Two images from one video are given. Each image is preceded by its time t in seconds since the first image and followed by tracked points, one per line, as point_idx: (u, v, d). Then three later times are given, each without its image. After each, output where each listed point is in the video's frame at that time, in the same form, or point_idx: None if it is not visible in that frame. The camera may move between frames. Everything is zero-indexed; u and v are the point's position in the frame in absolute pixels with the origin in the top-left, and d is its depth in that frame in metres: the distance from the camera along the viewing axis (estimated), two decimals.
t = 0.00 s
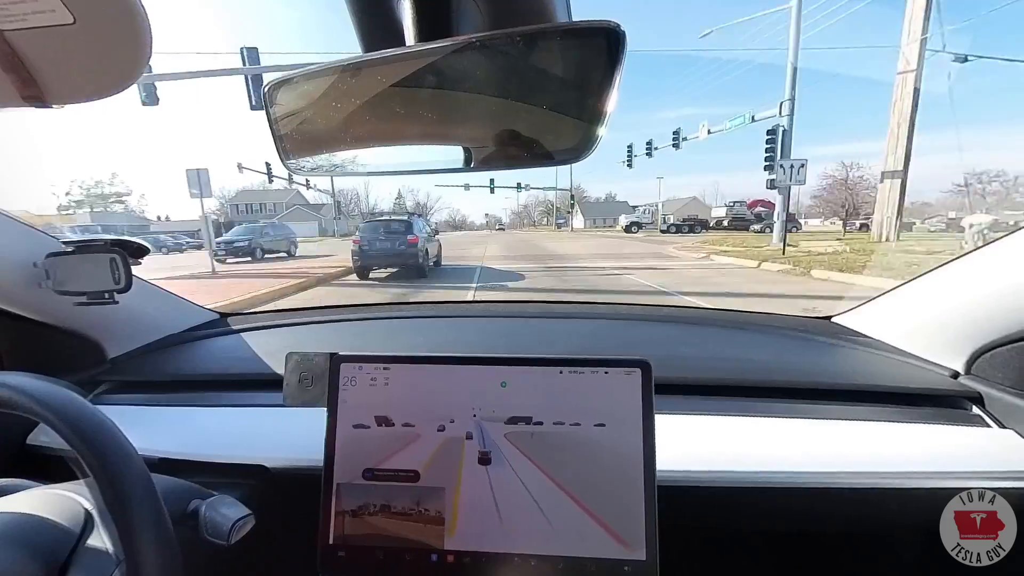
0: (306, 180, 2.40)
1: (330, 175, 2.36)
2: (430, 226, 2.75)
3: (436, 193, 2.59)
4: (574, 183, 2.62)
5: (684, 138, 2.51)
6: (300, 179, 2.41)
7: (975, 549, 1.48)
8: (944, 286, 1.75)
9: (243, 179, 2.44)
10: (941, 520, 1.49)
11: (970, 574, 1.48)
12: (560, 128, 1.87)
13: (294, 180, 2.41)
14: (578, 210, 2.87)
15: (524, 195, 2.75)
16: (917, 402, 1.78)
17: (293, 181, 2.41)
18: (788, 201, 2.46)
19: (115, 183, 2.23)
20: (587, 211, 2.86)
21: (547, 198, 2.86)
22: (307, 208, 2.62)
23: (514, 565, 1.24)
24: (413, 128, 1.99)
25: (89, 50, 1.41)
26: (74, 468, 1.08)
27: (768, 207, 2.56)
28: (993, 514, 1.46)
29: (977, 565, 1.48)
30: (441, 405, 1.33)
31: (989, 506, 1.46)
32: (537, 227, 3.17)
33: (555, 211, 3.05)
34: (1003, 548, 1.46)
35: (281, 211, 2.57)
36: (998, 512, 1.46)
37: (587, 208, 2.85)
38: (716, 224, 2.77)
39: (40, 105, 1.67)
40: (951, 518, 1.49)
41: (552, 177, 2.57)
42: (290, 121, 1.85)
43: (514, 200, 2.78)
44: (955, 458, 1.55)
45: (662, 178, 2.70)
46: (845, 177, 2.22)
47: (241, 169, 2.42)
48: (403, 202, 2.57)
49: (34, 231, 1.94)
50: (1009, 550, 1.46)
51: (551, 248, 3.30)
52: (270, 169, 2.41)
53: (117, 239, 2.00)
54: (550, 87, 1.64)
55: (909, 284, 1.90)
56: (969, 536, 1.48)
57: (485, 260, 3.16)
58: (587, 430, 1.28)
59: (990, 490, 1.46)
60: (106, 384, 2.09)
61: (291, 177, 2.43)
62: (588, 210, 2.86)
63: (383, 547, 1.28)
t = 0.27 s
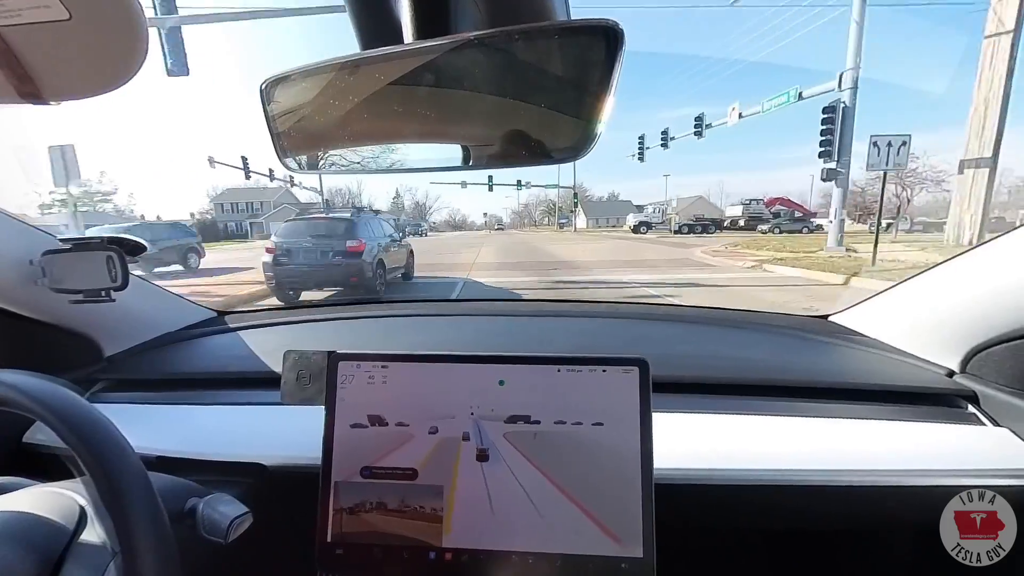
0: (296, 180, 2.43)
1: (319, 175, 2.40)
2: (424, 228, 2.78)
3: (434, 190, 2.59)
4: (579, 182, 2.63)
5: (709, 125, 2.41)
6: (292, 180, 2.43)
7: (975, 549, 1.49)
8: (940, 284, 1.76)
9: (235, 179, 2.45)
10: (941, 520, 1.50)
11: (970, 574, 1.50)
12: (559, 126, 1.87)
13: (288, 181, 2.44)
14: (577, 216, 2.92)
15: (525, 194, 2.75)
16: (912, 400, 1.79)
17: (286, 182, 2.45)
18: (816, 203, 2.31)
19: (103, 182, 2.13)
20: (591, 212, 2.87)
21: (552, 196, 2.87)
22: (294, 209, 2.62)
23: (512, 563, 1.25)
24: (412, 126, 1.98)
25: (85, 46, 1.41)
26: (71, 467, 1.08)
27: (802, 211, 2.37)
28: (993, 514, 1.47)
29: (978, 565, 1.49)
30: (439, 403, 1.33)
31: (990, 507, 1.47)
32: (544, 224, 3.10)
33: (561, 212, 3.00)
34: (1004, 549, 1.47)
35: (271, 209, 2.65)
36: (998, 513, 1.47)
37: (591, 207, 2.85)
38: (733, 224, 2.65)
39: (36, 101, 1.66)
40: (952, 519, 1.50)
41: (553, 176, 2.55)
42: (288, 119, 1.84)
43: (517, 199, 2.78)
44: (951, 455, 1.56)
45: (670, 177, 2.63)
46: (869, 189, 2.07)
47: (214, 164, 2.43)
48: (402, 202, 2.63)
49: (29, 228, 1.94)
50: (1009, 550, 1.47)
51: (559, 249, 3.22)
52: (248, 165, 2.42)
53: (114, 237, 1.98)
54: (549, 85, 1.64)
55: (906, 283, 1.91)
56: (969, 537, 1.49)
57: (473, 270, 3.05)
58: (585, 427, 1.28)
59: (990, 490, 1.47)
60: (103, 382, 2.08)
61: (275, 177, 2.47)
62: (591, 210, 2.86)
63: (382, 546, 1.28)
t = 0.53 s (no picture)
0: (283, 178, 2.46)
1: (309, 175, 2.52)
2: (420, 229, 2.73)
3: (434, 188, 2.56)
4: (583, 182, 2.62)
5: (744, 106, 2.28)
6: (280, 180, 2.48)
7: (975, 549, 1.49)
8: (936, 283, 1.77)
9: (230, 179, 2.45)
10: (941, 521, 1.51)
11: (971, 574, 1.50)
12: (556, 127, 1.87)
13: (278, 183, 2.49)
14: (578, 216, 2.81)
15: (529, 190, 2.70)
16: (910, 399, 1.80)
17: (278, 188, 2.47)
18: (839, 201, 2.13)
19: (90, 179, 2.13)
20: (593, 208, 2.72)
21: (556, 191, 2.74)
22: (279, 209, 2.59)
23: (512, 565, 1.24)
24: (409, 128, 1.98)
25: (81, 50, 1.40)
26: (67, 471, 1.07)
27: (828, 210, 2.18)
28: (993, 514, 1.48)
29: (978, 566, 1.49)
30: (438, 404, 1.33)
31: (989, 506, 1.48)
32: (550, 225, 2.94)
33: (566, 210, 2.86)
34: (1004, 548, 1.47)
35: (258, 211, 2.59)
36: (998, 513, 1.48)
37: (595, 205, 2.72)
38: (752, 223, 2.51)
39: (31, 103, 1.65)
40: (951, 519, 1.50)
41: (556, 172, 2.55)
42: (285, 120, 1.83)
43: (518, 190, 2.66)
44: (949, 454, 1.56)
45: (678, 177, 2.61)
46: (882, 186, 2.00)
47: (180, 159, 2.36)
48: (399, 200, 2.62)
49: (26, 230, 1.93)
50: (1009, 549, 1.47)
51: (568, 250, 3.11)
52: (219, 157, 2.40)
53: (111, 239, 1.98)
54: (547, 86, 1.64)
55: (903, 283, 1.92)
56: (969, 537, 1.50)
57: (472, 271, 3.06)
58: (584, 429, 1.28)
59: (989, 490, 1.48)
60: (99, 385, 2.07)
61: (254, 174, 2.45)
62: (595, 209, 2.73)
63: (382, 548, 1.27)
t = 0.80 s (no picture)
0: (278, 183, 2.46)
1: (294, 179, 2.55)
2: (424, 229, 2.90)
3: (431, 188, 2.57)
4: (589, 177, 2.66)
5: (798, 76, 2.17)
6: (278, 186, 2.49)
7: (975, 549, 1.50)
8: (933, 280, 1.78)
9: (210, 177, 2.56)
10: (941, 520, 1.52)
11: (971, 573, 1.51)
12: (553, 126, 1.87)
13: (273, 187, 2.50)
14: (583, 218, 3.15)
15: (536, 188, 2.87)
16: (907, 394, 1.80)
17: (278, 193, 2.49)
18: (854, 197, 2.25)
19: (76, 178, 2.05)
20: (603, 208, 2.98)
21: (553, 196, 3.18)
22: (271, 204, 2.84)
23: (512, 564, 1.24)
24: (406, 128, 1.98)
25: (73, 51, 1.40)
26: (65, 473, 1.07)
27: (861, 209, 2.25)
28: (993, 514, 1.49)
29: (978, 565, 1.50)
30: (436, 405, 1.33)
31: (989, 506, 1.49)
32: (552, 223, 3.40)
33: (564, 208, 3.23)
34: (1004, 548, 1.48)
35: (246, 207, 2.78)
36: (998, 512, 1.49)
37: (600, 205, 2.98)
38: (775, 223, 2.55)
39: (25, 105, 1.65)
40: (952, 519, 1.51)
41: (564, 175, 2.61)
42: (282, 120, 1.83)
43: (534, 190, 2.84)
44: (946, 449, 1.57)
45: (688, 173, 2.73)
46: (899, 183, 2.01)
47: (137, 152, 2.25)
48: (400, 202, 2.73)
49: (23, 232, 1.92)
50: (1009, 550, 1.48)
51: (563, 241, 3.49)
52: (183, 149, 2.40)
53: (108, 241, 2.00)
54: (543, 85, 1.64)
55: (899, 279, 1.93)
56: (969, 537, 1.51)
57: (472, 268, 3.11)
58: (583, 427, 1.28)
59: (990, 490, 1.49)
60: (97, 387, 2.07)
61: (226, 169, 2.64)
62: (599, 209, 2.99)
63: (381, 549, 1.27)
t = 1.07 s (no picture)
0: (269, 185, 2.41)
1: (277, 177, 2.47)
2: (425, 229, 2.77)
3: (427, 185, 2.50)
4: (596, 174, 2.64)
5: (894, 25, 1.84)
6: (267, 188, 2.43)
7: (975, 549, 1.52)
8: (929, 278, 1.80)
9: (198, 174, 2.49)
10: (941, 520, 1.54)
11: (971, 573, 1.52)
12: (551, 123, 1.86)
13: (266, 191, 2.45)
14: (587, 220, 3.09)
15: (540, 190, 2.85)
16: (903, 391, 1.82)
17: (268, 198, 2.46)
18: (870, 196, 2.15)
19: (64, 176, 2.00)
20: (609, 208, 2.94)
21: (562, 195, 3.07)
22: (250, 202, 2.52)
23: (511, 560, 1.25)
24: (404, 124, 1.97)
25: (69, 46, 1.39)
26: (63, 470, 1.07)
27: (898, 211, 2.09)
28: (993, 514, 1.51)
29: (978, 566, 1.52)
30: (435, 401, 1.33)
31: (989, 506, 1.51)
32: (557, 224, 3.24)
33: (569, 207, 3.10)
34: (1004, 549, 1.50)
35: (225, 205, 2.49)
36: (998, 513, 1.51)
37: (607, 204, 2.93)
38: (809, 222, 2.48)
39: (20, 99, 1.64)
40: (952, 519, 1.53)
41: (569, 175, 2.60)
42: (280, 116, 1.82)
43: (539, 187, 2.79)
44: (942, 445, 1.58)
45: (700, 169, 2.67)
46: (918, 181, 1.91)
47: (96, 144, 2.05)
48: (399, 201, 2.66)
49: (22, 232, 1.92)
50: (1009, 550, 1.50)
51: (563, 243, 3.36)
52: (137, 138, 2.19)
53: (103, 238, 1.97)
54: (543, 82, 1.64)
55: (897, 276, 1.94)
56: (969, 537, 1.53)
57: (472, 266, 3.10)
58: (581, 425, 1.29)
59: (990, 490, 1.50)
60: (94, 385, 2.06)
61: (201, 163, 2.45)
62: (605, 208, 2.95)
63: (382, 545, 1.27)
